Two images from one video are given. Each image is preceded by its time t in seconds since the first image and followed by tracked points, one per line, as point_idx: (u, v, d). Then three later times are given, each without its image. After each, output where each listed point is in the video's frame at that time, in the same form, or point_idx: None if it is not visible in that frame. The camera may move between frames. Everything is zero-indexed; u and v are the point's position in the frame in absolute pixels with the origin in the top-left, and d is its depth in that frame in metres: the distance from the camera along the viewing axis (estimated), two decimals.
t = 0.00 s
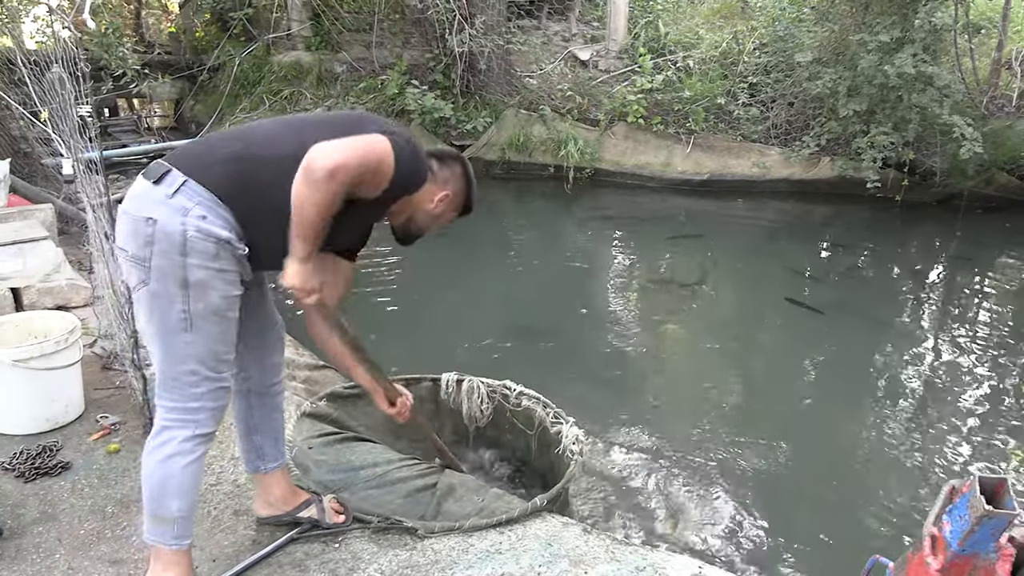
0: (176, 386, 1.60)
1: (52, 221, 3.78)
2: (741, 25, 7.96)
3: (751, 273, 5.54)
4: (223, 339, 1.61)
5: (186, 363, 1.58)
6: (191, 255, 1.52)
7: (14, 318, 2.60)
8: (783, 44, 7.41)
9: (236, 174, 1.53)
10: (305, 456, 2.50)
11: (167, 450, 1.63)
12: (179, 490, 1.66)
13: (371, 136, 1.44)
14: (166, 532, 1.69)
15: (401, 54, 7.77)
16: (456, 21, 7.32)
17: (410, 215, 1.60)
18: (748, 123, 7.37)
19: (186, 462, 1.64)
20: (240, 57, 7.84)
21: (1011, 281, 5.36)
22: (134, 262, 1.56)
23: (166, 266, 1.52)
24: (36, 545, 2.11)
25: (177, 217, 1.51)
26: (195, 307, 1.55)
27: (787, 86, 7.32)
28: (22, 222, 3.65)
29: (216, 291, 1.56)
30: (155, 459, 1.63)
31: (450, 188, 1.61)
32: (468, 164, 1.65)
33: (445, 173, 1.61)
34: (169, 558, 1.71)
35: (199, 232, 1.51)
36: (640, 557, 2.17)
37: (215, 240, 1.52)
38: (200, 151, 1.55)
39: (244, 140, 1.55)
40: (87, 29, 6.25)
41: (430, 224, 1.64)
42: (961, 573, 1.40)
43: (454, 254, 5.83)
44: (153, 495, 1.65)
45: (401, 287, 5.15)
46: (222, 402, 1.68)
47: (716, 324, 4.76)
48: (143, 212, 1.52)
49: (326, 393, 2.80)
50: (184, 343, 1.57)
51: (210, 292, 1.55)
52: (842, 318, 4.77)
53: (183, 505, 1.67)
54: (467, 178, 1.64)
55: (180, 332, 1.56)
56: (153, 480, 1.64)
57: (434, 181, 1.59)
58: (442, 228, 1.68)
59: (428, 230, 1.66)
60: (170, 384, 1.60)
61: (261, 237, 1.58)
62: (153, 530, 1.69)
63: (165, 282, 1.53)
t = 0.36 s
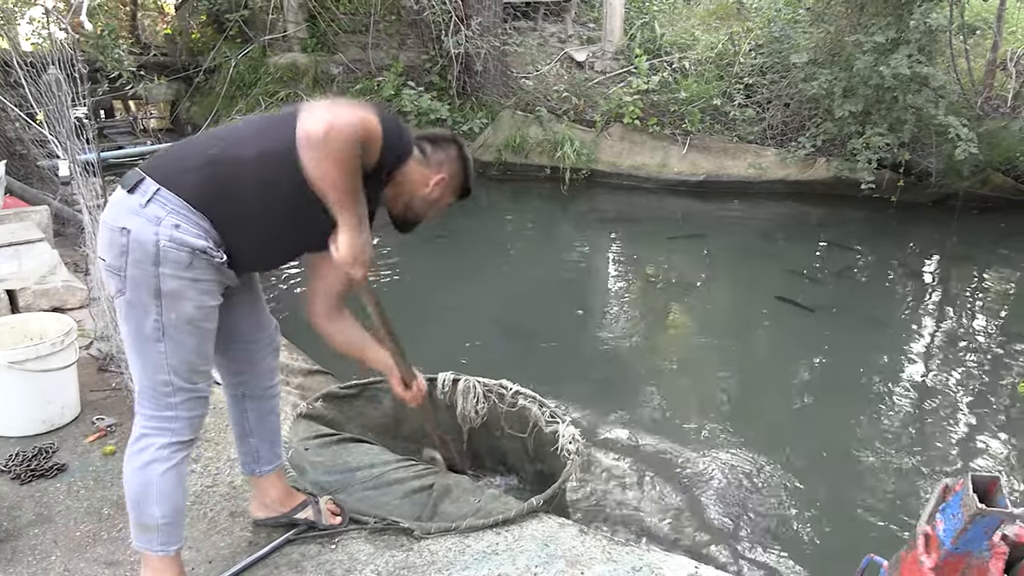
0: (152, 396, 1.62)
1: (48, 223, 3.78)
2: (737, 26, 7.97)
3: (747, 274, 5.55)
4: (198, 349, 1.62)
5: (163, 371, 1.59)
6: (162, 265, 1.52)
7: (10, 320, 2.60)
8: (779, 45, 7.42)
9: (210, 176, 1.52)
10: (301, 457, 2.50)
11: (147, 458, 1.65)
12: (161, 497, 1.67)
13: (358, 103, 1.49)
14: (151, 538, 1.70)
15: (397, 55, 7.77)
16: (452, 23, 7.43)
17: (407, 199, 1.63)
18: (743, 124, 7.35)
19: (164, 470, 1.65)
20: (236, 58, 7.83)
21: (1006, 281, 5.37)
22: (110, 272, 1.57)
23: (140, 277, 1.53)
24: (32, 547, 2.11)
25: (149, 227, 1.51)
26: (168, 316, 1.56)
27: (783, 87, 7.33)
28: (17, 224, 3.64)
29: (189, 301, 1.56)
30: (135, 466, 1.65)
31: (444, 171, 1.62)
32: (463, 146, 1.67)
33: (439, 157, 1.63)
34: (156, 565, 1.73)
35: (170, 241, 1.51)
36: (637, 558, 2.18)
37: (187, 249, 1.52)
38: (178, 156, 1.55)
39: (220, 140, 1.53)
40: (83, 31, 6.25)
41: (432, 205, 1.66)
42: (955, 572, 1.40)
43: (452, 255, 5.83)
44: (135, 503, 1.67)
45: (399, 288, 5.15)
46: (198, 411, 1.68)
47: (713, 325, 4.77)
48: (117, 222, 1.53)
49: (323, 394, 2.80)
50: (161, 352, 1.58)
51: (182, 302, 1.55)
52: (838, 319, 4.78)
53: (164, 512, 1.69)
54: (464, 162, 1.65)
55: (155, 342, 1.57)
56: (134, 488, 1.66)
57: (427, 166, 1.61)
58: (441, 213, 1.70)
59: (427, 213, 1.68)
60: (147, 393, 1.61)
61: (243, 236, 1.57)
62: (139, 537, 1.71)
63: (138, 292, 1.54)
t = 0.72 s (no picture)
0: (156, 388, 1.61)
1: (44, 224, 3.77)
2: (734, 27, 7.96)
3: (744, 275, 5.55)
4: (200, 339, 1.61)
5: (166, 362, 1.59)
6: (162, 256, 1.52)
7: (6, 321, 2.59)
8: (776, 46, 7.41)
9: (206, 163, 1.51)
10: (298, 457, 2.50)
11: (151, 450, 1.64)
12: (165, 490, 1.67)
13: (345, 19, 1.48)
14: (155, 532, 1.70)
15: (394, 56, 7.76)
16: (449, 23, 7.32)
17: (408, 166, 1.70)
18: (741, 125, 7.32)
19: (167, 462, 1.65)
20: (234, 58, 7.78)
21: (1002, 282, 5.38)
22: (111, 266, 1.57)
23: (140, 269, 1.53)
24: (29, 547, 2.11)
25: (148, 219, 1.51)
26: (169, 307, 1.56)
27: (780, 87, 7.33)
28: (14, 224, 3.64)
29: (190, 291, 1.56)
30: (139, 459, 1.65)
31: (442, 134, 1.71)
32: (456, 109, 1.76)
33: (436, 120, 1.70)
34: (159, 559, 1.73)
35: (169, 231, 1.51)
36: (634, 558, 2.18)
37: (187, 238, 1.52)
38: (169, 149, 1.55)
39: (210, 127, 1.53)
40: (79, 31, 6.23)
41: (432, 169, 1.73)
42: (951, 572, 1.40)
43: (451, 255, 5.84)
44: (139, 496, 1.66)
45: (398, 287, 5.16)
46: (203, 403, 1.68)
47: (710, 325, 4.77)
48: (117, 214, 1.53)
49: (319, 393, 2.80)
50: (163, 343, 1.58)
51: (182, 292, 1.55)
52: (838, 320, 4.78)
53: (169, 504, 1.68)
54: (459, 124, 1.74)
55: (157, 334, 1.57)
56: (138, 481, 1.66)
57: (425, 130, 1.69)
58: (441, 178, 1.78)
59: (429, 178, 1.76)
60: (150, 385, 1.61)
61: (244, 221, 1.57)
62: (143, 530, 1.71)
63: (139, 284, 1.54)
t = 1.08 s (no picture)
0: (156, 389, 1.61)
1: (42, 225, 3.77)
2: (732, 27, 7.98)
3: (742, 274, 5.56)
4: (200, 342, 1.61)
5: (166, 366, 1.59)
6: (162, 259, 1.52)
7: (4, 322, 2.59)
8: (774, 47, 7.42)
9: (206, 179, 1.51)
10: (297, 458, 2.51)
11: (150, 452, 1.65)
12: (163, 491, 1.67)
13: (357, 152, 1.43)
14: (150, 534, 1.70)
15: (392, 57, 7.77)
16: (447, 24, 7.35)
17: (403, 199, 1.60)
18: (739, 125, 7.38)
19: (166, 464, 1.65)
20: (232, 60, 7.81)
21: (1000, 282, 5.39)
22: (111, 267, 1.57)
23: (140, 270, 1.53)
24: (27, 549, 2.11)
25: (148, 222, 1.51)
26: (168, 309, 1.55)
27: (778, 88, 7.34)
28: (12, 225, 3.63)
29: (189, 294, 1.55)
30: (138, 460, 1.65)
31: (438, 169, 1.60)
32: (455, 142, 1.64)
33: (433, 156, 1.60)
34: (155, 562, 1.73)
35: (168, 235, 1.50)
36: (632, 558, 2.18)
37: (186, 243, 1.52)
38: (173, 155, 1.56)
39: (217, 140, 1.55)
40: (77, 32, 6.23)
41: (428, 204, 1.63)
42: (947, 571, 1.41)
43: (449, 255, 5.85)
44: (137, 497, 1.67)
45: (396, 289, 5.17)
46: (204, 405, 1.68)
47: (708, 325, 4.78)
48: (118, 216, 1.53)
49: (319, 395, 2.81)
50: (162, 346, 1.58)
51: (182, 295, 1.55)
52: (836, 321, 4.78)
53: (166, 506, 1.68)
54: (457, 157, 1.63)
55: (157, 335, 1.57)
56: (136, 482, 1.66)
57: (422, 165, 1.59)
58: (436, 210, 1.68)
59: (422, 213, 1.65)
60: (150, 387, 1.61)
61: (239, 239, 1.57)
62: (139, 532, 1.71)
63: (139, 286, 1.54)
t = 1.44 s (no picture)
0: (145, 392, 1.61)
1: (40, 226, 3.77)
2: (729, 28, 7.99)
3: (739, 275, 5.56)
4: (184, 344, 1.60)
5: (151, 368, 1.59)
6: (137, 262, 1.51)
7: (1, 323, 2.59)
8: (771, 48, 7.43)
9: (192, 192, 1.51)
10: (294, 460, 2.50)
11: (142, 455, 1.65)
12: (156, 495, 1.67)
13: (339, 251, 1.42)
14: (145, 537, 1.71)
15: (390, 57, 7.79)
16: (445, 25, 7.31)
17: (392, 256, 1.58)
18: (736, 126, 7.39)
19: (159, 468, 1.65)
20: (229, 60, 7.95)
21: (997, 283, 5.39)
22: (94, 270, 1.57)
23: (116, 273, 1.52)
24: (24, 549, 2.10)
25: (126, 225, 1.50)
26: (146, 312, 1.54)
27: (775, 89, 7.33)
28: (10, 225, 3.63)
29: (165, 297, 1.54)
30: (132, 464, 1.65)
31: (432, 230, 1.59)
32: (454, 202, 1.63)
33: (429, 215, 1.59)
34: (150, 565, 1.73)
35: (145, 239, 1.49)
36: (629, 558, 2.18)
37: (162, 247, 1.50)
38: (166, 163, 1.54)
39: (212, 158, 1.54)
40: (75, 33, 6.23)
41: (417, 266, 1.62)
42: (943, 571, 1.41)
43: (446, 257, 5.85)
44: (131, 502, 1.66)
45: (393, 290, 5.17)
46: (194, 407, 1.68)
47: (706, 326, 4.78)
48: (99, 219, 1.53)
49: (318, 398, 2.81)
50: (146, 349, 1.57)
51: (159, 298, 1.53)
52: (834, 322, 4.78)
53: (160, 510, 1.69)
54: (453, 219, 1.61)
55: (139, 338, 1.57)
56: (131, 487, 1.66)
57: (415, 225, 1.58)
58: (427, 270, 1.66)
59: (411, 270, 1.64)
60: (139, 390, 1.62)
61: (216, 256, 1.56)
62: (134, 535, 1.71)
63: (117, 288, 1.53)
